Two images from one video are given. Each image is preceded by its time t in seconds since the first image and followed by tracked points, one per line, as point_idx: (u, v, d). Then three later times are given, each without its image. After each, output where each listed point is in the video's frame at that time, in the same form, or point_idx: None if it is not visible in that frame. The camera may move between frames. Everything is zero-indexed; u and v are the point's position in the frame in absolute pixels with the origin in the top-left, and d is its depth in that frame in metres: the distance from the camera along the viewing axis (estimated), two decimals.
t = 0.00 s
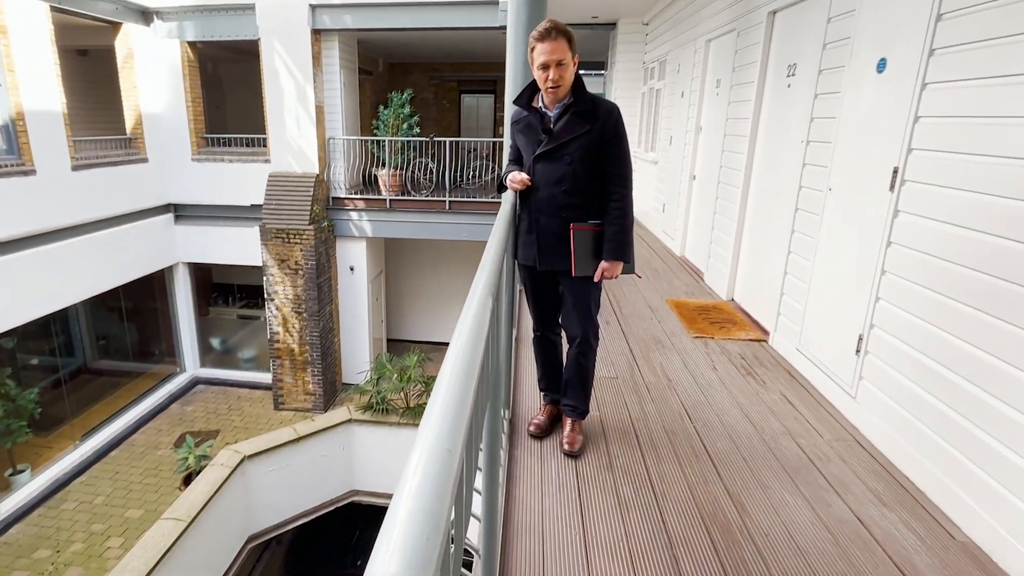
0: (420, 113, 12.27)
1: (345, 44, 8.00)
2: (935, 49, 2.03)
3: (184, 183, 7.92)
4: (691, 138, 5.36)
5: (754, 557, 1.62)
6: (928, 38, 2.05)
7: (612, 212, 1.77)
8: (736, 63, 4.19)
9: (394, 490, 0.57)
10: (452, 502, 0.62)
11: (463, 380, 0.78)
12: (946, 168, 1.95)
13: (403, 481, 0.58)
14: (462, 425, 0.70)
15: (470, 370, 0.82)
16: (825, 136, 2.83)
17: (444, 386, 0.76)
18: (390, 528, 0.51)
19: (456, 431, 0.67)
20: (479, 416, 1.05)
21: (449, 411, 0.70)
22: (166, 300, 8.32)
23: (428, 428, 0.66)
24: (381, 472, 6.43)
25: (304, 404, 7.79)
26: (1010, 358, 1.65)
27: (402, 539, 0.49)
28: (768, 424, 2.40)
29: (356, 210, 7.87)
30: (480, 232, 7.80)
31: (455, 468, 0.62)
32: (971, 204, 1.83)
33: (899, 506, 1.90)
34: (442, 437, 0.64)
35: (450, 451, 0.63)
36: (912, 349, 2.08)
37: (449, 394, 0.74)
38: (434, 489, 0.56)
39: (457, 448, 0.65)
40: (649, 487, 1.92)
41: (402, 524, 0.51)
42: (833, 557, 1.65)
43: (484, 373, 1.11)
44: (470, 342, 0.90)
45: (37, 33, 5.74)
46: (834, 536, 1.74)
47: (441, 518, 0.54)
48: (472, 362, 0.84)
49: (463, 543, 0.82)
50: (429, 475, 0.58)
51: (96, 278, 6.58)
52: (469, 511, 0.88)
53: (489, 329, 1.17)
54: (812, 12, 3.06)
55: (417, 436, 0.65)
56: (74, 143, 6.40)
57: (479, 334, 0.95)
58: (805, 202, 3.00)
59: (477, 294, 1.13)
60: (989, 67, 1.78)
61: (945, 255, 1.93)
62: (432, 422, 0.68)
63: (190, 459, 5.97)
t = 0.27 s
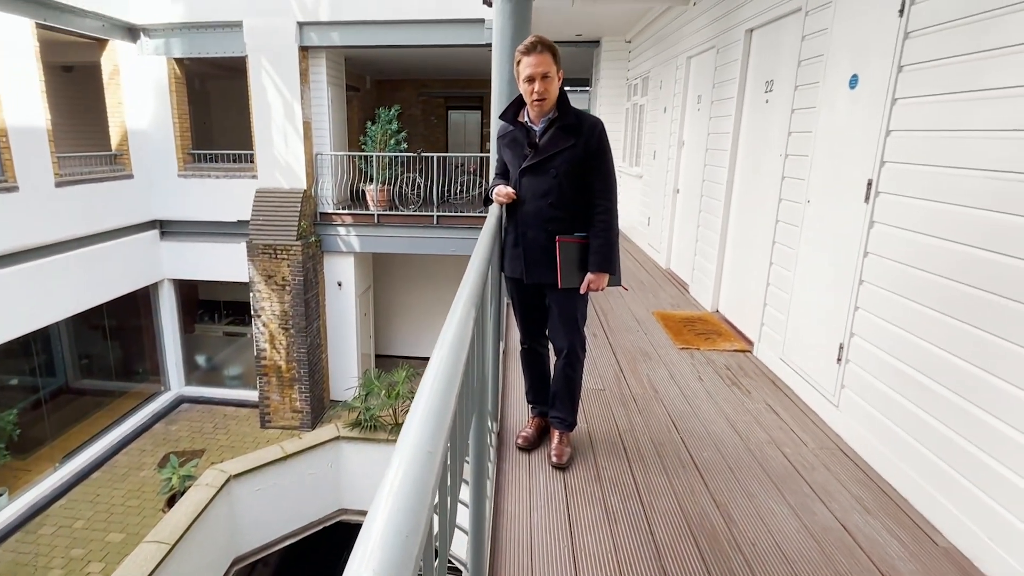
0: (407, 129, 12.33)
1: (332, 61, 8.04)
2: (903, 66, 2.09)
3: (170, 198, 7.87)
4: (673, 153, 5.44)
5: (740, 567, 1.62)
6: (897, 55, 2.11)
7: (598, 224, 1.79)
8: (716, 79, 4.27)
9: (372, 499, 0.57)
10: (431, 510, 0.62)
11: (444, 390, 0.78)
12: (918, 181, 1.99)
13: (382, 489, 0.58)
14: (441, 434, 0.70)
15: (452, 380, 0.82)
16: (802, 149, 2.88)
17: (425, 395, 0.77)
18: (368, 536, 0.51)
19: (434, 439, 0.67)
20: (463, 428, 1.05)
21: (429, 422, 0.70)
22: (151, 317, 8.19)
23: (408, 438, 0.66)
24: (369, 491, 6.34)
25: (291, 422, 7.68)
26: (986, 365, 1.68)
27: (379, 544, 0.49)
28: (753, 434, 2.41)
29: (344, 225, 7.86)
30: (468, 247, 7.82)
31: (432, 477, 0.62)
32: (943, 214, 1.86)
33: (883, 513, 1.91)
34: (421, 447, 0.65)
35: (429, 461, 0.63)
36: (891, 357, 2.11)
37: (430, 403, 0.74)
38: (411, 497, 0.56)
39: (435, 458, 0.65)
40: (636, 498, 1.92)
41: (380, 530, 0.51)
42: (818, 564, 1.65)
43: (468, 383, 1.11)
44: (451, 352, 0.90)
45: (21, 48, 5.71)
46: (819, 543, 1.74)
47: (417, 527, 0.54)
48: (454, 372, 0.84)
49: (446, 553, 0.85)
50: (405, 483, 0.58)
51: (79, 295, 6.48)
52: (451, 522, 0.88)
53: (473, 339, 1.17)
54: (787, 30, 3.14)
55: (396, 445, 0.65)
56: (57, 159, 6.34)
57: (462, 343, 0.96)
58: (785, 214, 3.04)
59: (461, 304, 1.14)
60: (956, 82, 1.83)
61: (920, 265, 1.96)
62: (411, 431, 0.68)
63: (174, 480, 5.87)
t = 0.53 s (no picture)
0: (399, 141, 12.36)
1: (323, 73, 8.07)
2: (882, 77, 2.13)
3: (159, 210, 7.82)
4: (662, 163, 5.49)
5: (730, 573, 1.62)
6: (876, 67, 2.16)
7: (588, 233, 1.80)
8: (702, 91, 4.33)
9: (356, 500, 0.57)
10: (416, 512, 0.62)
11: (431, 393, 0.79)
12: (900, 189, 2.02)
13: (366, 490, 0.58)
14: (427, 437, 0.70)
15: (439, 384, 0.82)
16: (786, 159, 2.92)
17: (411, 398, 0.76)
18: (352, 537, 0.51)
19: (419, 442, 0.67)
20: (451, 434, 1.04)
21: (415, 425, 0.70)
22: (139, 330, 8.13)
23: (393, 441, 0.66)
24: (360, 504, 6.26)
25: (281, 435, 7.60)
26: (970, 370, 1.69)
27: (361, 544, 0.49)
28: (743, 441, 2.41)
29: (335, 236, 7.84)
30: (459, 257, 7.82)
31: (418, 479, 0.62)
32: (925, 222, 1.89)
33: (872, 519, 1.92)
34: (406, 449, 0.64)
35: (415, 464, 0.63)
36: (877, 363, 2.13)
37: (416, 407, 0.74)
38: (395, 498, 0.56)
39: (420, 460, 0.65)
40: (627, 506, 1.92)
41: (363, 532, 0.51)
42: (808, 570, 1.65)
43: (456, 389, 1.10)
44: (439, 355, 0.91)
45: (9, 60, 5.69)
46: (809, 549, 1.74)
47: (401, 529, 0.53)
48: (441, 375, 0.85)
49: (435, 561, 0.85)
50: (389, 485, 0.58)
51: (65, 308, 6.40)
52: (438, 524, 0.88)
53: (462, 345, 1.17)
54: (770, 43, 3.19)
55: (381, 448, 0.65)
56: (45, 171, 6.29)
57: (450, 347, 0.96)
58: (771, 223, 3.07)
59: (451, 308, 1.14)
60: (933, 93, 1.86)
61: (904, 272, 1.98)
62: (397, 434, 0.68)
63: (161, 495, 5.79)
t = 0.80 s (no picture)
0: (393, 150, 12.38)
1: (317, 82, 8.09)
2: (870, 86, 2.16)
3: (152, 219, 7.79)
4: (654, 171, 5.52)
5: None
6: (863, 76, 2.19)
7: (582, 239, 1.81)
8: (694, 100, 4.37)
9: (348, 503, 0.57)
10: (408, 515, 0.61)
11: (423, 397, 0.79)
12: (889, 196, 2.04)
13: (356, 494, 0.58)
14: (419, 441, 0.70)
15: (431, 389, 0.82)
16: (778, 166, 2.94)
17: (404, 401, 0.76)
18: (342, 540, 0.51)
19: (411, 446, 0.67)
20: (445, 440, 1.04)
21: (407, 428, 0.70)
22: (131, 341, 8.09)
23: (385, 445, 0.66)
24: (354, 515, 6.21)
25: (274, 445, 7.53)
26: (960, 375, 1.70)
27: (352, 548, 0.49)
28: (738, 448, 2.41)
29: (329, 245, 7.82)
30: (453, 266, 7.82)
31: (410, 483, 0.62)
32: (914, 228, 1.91)
33: (866, 525, 1.92)
34: (398, 452, 0.64)
35: (406, 467, 0.63)
36: (868, 369, 2.14)
37: (407, 412, 0.73)
38: (387, 501, 0.56)
39: (412, 463, 0.65)
40: (621, 513, 1.91)
41: (354, 535, 0.51)
42: None
43: (449, 394, 1.10)
44: (431, 359, 0.90)
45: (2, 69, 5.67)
46: (803, 555, 1.74)
47: (393, 531, 0.53)
48: (432, 380, 0.85)
49: (428, 568, 0.84)
50: (381, 487, 0.58)
51: (56, 318, 6.35)
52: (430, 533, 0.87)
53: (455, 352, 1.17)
54: (760, 53, 3.23)
55: (373, 452, 0.65)
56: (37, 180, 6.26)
57: (442, 351, 0.95)
58: (763, 230, 3.09)
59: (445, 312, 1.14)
60: (920, 101, 1.89)
61: (894, 278, 2.00)
62: (389, 436, 0.68)
63: (152, 508, 5.73)
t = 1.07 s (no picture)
0: (389, 156, 12.40)
1: (314, 89, 8.10)
2: (863, 92, 2.18)
3: (148, 225, 7.77)
4: (650, 177, 5.53)
5: None
6: (856, 83, 2.20)
7: (580, 244, 1.82)
8: (689, 107, 4.39)
9: (347, 509, 0.57)
10: (407, 521, 0.61)
11: (421, 403, 0.79)
12: (884, 201, 2.05)
13: (355, 499, 0.57)
14: (416, 446, 0.70)
15: (429, 396, 0.82)
16: (773, 172, 2.96)
17: (402, 408, 0.76)
18: (341, 546, 0.51)
19: (408, 451, 0.67)
20: (442, 445, 1.04)
21: (404, 435, 0.70)
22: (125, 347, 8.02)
23: (383, 450, 0.66)
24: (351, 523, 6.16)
25: (270, 453, 7.49)
26: (955, 380, 1.71)
27: (351, 554, 0.49)
28: (735, 454, 2.41)
29: (325, 251, 7.81)
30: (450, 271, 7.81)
31: (408, 488, 0.62)
32: (908, 233, 1.92)
33: (863, 530, 1.92)
34: (395, 458, 0.64)
35: (405, 473, 0.63)
36: (864, 374, 2.15)
37: (405, 418, 0.73)
38: (384, 507, 0.56)
39: (410, 469, 0.64)
40: (619, 520, 1.91)
41: (353, 541, 0.51)
42: None
43: (447, 399, 1.10)
44: (428, 366, 0.90)
45: None
46: (801, 561, 1.74)
47: (391, 538, 0.53)
48: (430, 386, 0.85)
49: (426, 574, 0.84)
50: (379, 493, 0.57)
51: (50, 325, 6.31)
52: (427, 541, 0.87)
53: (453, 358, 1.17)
54: (754, 60, 3.26)
55: (371, 457, 0.65)
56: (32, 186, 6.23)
57: (440, 357, 0.96)
58: (758, 235, 3.11)
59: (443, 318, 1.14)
60: (913, 107, 1.91)
61: (891, 283, 2.00)
62: (387, 442, 0.68)
63: (146, 516, 5.68)
